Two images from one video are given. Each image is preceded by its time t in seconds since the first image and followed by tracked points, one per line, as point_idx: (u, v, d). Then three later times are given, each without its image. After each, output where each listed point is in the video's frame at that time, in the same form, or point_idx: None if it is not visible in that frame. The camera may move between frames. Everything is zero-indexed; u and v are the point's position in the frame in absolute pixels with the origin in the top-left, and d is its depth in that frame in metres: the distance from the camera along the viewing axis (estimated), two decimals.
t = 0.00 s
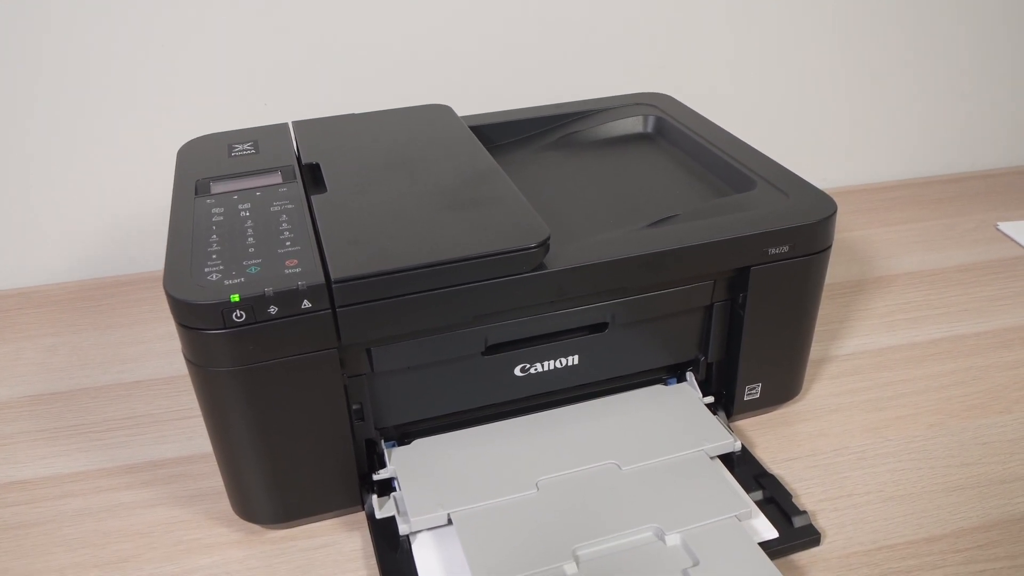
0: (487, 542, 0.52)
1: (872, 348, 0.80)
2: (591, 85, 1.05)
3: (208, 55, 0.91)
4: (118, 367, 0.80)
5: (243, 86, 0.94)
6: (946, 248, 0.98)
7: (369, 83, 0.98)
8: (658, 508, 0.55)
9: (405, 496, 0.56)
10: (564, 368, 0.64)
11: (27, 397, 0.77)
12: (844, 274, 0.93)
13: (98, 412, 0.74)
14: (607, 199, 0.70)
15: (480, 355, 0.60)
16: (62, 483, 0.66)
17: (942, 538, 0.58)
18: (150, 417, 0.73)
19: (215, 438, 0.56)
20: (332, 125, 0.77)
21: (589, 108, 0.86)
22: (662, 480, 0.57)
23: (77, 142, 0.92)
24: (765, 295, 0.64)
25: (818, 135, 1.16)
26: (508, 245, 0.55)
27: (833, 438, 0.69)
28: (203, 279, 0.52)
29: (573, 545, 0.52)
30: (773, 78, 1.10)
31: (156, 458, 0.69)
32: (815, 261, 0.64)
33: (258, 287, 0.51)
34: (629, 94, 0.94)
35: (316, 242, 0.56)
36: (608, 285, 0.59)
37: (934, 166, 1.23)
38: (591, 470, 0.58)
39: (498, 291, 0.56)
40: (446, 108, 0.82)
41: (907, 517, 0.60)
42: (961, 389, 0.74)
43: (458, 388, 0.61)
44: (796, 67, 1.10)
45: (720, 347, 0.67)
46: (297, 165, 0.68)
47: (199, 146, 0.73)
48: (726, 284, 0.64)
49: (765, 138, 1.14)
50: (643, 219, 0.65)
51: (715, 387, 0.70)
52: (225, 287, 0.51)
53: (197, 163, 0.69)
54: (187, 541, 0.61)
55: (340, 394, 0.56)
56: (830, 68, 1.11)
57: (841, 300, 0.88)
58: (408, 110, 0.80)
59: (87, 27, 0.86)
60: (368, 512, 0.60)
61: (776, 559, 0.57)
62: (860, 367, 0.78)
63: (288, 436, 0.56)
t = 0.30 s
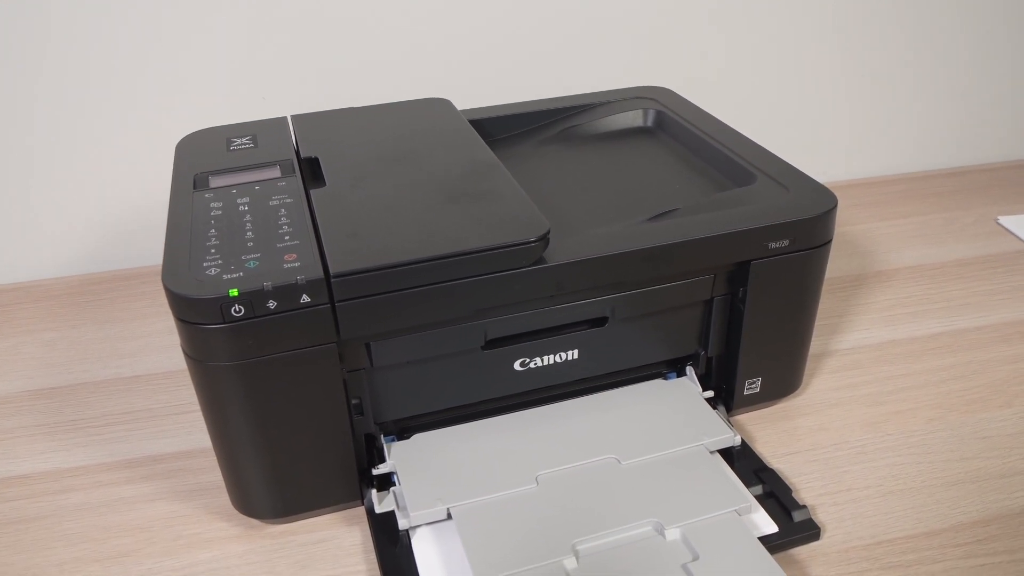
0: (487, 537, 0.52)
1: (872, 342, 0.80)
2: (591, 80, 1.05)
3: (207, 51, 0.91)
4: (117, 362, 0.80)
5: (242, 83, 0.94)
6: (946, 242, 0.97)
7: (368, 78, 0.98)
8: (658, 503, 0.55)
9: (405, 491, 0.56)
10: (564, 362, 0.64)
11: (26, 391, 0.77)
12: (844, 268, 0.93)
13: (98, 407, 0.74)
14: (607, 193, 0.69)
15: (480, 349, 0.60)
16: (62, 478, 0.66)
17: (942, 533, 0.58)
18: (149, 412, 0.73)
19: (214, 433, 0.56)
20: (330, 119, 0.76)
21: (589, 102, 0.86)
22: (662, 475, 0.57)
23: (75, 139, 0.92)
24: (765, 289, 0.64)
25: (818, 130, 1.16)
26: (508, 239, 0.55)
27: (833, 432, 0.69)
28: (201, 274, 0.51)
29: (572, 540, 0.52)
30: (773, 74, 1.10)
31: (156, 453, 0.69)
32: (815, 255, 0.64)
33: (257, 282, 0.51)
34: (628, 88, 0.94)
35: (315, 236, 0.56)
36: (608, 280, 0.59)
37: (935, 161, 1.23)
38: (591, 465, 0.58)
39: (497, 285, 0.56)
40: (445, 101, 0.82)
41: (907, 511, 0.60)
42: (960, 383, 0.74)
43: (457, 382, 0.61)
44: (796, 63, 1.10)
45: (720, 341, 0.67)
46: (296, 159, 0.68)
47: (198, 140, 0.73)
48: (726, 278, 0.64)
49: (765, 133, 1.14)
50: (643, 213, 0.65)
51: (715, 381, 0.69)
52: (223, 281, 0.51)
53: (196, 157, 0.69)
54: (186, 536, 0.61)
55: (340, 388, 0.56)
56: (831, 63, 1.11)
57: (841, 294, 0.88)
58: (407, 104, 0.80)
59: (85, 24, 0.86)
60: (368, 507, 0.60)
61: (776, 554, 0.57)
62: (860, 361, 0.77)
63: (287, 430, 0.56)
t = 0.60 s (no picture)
0: (487, 529, 0.52)
1: (872, 334, 0.80)
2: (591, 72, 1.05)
3: (206, 44, 0.90)
4: (116, 354, 0.80)
5: (240, 76, 0.93)
6: (947, 234, 0.97)
7: (367, 71, 0.97)
8: (658, 496, 0.55)
9: (404, 483, 0.56)
10: (563, 355, 0.64)
11: (25, 384, 0.76)
12: (844, 260, 0.93)
13: (97, 399, 0.74)
14: (606, 184, 0.69)
15: (479, 342, 0.60)
16: (61, 470, 0.66)
17: (942, 525, 0.58)
18: (148, 404, 0.73)
19: (213, 426, 0.56)
20: (329, 110, 0.76)
21: (589, 94, 0.86)
22: (661, 468, 0.57)
23: (73, 132, 0.92)
24: (765, 281, 0.63)
25: (819, 122, 1.15)
26: (508, 231, 0.54)
27: (833, 424, 0.69)
28: (199, 266, 0.51)
29: (573, 532, 0.52)
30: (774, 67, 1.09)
31: (155, 445, 0.69)
32: (816, 248, 0.64)
33: (255, 274, 0.50)
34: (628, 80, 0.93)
35: (313, 228, 0.56)
36: (607, 272, 0.59)
37: (935, 154, 1.22)
38: (590, 457, 0.58)
39: (497, 277, 0.55)
40: (445, 93, 0.81)
41: (907, 503, 0.60)
42: (961, 375, 0.74)
43: (457, 375, 0.61)
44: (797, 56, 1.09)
45: (720, 333, 0.67)
46: (294, 151, 0.67)
47: (196, 131, 0.73)
48: (726, 270, 0.64)
49: (766, 126, 1.14)
50: (642, 204, 0.65)
51: (715, 374, 0.69)
52: (221, 273, 0.50)
53: (194, 148, 0.69)
54: (186, 528, 0.61)
55: (339, 380, 0.56)
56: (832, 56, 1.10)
57: (841, 286, 0.88)
58: (406, 95, 0.80)
59: (83, 18, 0.86)
60: (368, 499, 0.60)
61: (776, 546, 0.57)
62: (860, 353, 0.77)
63: (286, 423, 0.56)
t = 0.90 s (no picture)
0: (486, 522, 0.52)
1: (873, 327, 0.80)
2: (591, 63, 1.04)
3: (203, 35, 0.90)
4: (115, 346, 0.80)
5: (238, 68, 0.93)
6: (948, 226, 0.97)
7: (366, 62, 0.97)
8: (658, 488, 0.55)
9: (404, 476, 0.56)
10: (564, 347, 0.63)
11: (23, 376, 0.76)
12: (845, 252, 0.93)
13: (95, 392, 0.74)
14: (607, 176, 0.69)
15: (479, 334, 0.60)
16: (59, 463, 0.66)
17: (942, 517, 0.58)
18: (147, 397, 0.73)
19: (213, 419, 0.56)
20: (328, 101, 0.76)
21: (589, 84, 0.85)
22: (661, 460, 0.57)
23: (71, 123, 0.91)
24: (766, 274, 0.63)
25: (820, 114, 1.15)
26: (508, 222, 0.54)
27: (834, 417, 0.68)
28: (198, 258, 0.51)
29: (573, 525, 0.52)
30: (775, 58, 1.09)
31: (154, 438, 0.68)
32: (817, 240, 0.64)
33: (254, 266, 0.50)
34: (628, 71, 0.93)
35: (312, 219, 0.55)
36: (608, 264, 0.58)
37: (936, 146, 1.22)
38: (590, 450, 0.58)
39: (497, 269, 0.55)
40: (444, 83, 0.81)
41: (908, 496, 0.60)
42: (962, 367, 0.74)
43: (457, 367, 0.61)
44: (798, 48, 1.09)
45: (721, 326, 0.67)
46: (293, 142, 0.67)
47: (194, 122, 0.72)
48: (728, 263, 0.63)
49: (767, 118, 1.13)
50: (643, 196, 0.65)
51: (715, 366, 0.69)
52: (220, 265, 0.50)
53: (192, 140, 0.68)
54: (185, 521, 0.61)
55: (338, 373, 0.55)
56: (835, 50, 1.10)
57: (842, 278, 0.87)
58: (405, 86, 0.79)
59: (80, 8, 0.85)
60: (367, 492, 0.60)
61: (776, 538, 0.57)
62: (861, 345, 0.77)
63: (285, 416, 0.56)
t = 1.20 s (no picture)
0: (487, 513, 0.52)
1: (873, 317, 0.79)
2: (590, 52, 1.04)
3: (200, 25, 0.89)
4: (113, 337, 0.80)
5: (236, 57, 0.92)
6: (948, 216, 0.97)
7: (364, 51, 0.96)
8: (658, 479, 0.55)
9: (404, 466, 0.56)
10: (563, 338, 0.63)
11: (21, 367, 0.76)
12: (845, 242, 0.92)
13: (93, 382, 0.74)
14: (607, 165, 0.68)
15: (478, 325, 0.60)
16: (57, 454, 0.66)
17: (942, 508, 0.58)
18: (145, 387, 0.73)
19: (211, 410, 0.56)
20: (326, 90, 0.75)
21: (589, 73, 0.85)
22: (661, 451, 0.57)
23: (68, 113, 0.90)
24: (766, 264, 0.63)
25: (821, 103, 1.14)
26: (508, 212, 0.54)
27: (833, 407, 0.68)
28: (195, 248, 0.50)
29: (573, 516, 0.52)
30: (776, 48, 1.08)
31: (152, 428, 0.68)
32: (818, 230, 0.63)
33: (252, 256, 0.50)
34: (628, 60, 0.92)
35: (310, 210, 0.55)
36: (607, 255, 0.58)
37: (937, 136, 1.21)
38: (590, 441, 0.58)
39: (496, 260, 0.55)
40: (443, 73, 0.80)
41: (907, 487, 0.60)
42: (961, 358, 0.73)
43: (455, 358, 0.61)
44: (800, 38, 1.08)
45: (721, 316, 0.67)
46: (291, 131, 0.66)
47: (191, 111, 0.72)
48: (728, 253, 0.63)
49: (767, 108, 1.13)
50: (643, 186, 0.64)
51: (715, 356, 0.69)
52: (218, 256, 0.50)
53: (189, 129, 0.68)
54: (183, 512, 0.60)
55: (337, 363, 0.55)
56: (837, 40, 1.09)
57: (842, 268, 0.87)
58: (403, 74, 0.79)
59: None
60: (365, 483, 0.60)
61: (776, 529, 0.57)
62: (861, 336, 0.77)
63: (284, 406, 0.56)
